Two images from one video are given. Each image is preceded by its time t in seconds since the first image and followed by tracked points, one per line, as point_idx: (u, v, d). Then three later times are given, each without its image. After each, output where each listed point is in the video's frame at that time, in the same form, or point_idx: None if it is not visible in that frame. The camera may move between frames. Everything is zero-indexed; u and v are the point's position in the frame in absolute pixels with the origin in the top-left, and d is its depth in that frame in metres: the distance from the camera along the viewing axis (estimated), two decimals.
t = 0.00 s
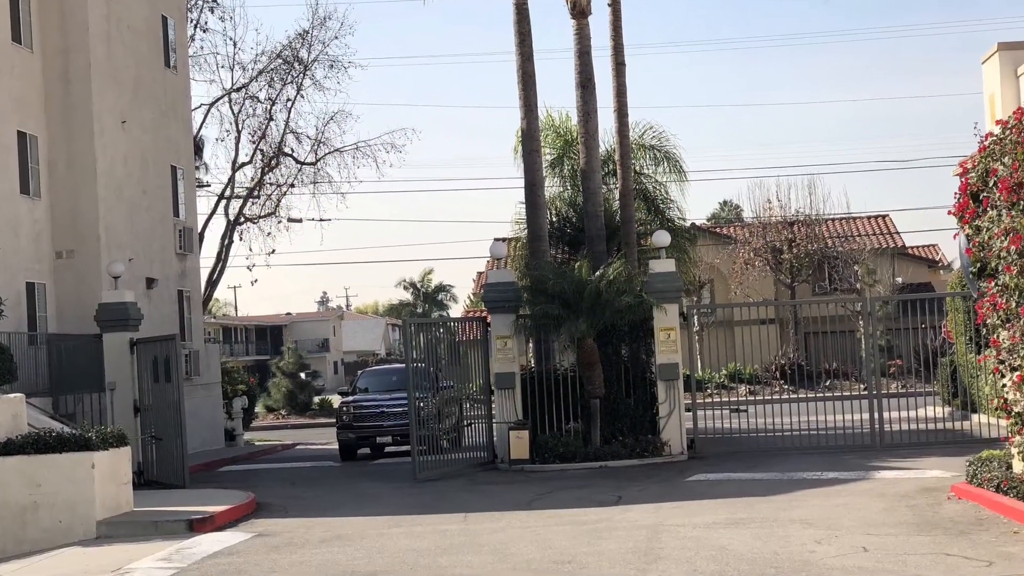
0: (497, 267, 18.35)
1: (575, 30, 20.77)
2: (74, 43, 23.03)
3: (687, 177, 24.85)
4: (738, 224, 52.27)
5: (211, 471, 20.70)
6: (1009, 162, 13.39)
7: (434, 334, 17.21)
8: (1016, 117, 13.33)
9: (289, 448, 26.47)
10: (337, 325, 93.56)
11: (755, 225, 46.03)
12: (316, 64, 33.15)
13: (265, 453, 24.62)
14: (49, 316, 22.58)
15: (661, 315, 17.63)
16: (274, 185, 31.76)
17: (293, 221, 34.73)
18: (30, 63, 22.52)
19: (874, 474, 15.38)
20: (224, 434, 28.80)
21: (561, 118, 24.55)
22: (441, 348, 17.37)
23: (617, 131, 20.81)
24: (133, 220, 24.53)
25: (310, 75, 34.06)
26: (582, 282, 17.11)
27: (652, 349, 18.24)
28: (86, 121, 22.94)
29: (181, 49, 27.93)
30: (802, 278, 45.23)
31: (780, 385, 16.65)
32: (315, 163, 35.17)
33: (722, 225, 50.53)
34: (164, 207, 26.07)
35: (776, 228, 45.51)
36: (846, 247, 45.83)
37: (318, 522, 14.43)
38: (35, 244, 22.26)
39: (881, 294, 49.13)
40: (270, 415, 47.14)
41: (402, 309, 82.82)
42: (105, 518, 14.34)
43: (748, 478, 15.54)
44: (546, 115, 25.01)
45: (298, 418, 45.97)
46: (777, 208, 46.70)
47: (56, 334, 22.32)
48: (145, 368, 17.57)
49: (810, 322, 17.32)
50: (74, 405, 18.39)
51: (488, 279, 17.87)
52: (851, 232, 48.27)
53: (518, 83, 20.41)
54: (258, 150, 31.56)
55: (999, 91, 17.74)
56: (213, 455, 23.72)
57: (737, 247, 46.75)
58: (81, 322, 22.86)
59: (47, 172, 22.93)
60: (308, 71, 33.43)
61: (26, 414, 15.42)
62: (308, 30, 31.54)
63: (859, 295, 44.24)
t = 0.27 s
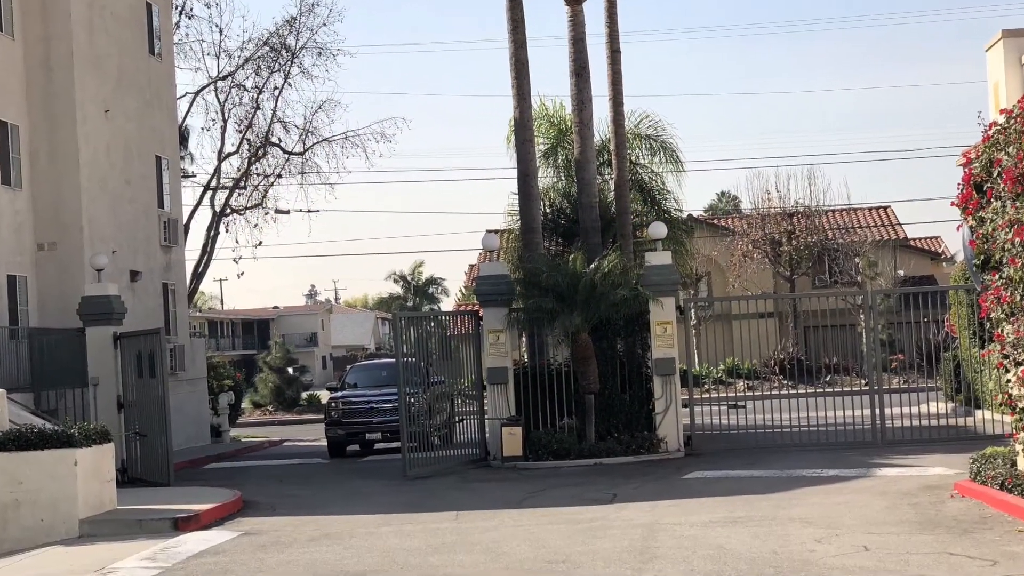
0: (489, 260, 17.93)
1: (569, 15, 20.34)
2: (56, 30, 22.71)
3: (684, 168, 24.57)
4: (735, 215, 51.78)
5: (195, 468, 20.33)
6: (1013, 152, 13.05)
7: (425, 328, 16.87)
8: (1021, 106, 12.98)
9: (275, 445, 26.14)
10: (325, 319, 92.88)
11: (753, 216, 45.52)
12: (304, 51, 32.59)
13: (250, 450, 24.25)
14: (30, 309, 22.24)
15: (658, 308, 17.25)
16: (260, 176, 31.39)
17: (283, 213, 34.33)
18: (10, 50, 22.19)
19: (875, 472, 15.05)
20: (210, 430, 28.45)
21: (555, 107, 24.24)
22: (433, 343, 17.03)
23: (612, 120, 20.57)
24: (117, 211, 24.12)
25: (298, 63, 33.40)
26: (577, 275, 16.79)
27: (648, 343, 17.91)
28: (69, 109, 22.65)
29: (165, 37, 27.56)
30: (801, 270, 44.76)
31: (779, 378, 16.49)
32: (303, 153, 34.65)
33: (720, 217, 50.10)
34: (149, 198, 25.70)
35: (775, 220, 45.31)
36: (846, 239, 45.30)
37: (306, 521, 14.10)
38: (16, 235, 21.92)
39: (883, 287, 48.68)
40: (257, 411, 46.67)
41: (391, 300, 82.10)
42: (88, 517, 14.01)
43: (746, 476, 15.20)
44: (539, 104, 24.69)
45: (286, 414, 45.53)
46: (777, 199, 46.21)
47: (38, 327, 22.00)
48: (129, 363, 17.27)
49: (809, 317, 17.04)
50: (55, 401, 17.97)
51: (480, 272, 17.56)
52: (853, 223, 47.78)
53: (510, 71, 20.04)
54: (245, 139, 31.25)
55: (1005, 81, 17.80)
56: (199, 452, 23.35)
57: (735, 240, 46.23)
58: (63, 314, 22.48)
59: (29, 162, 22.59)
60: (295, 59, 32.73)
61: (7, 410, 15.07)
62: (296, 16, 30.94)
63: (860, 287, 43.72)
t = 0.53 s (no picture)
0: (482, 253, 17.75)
1: None
2: (38, 17, 22.38)
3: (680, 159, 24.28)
4: (734, 206, 51.26)
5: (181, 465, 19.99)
6: (1018, 142, 12.71)
7: (416, 322, 16.64)
8: None
9: (262, 442, 25.81)
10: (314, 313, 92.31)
11: (752, 208, 44.93)
12: (293, 39, 32.05)
13: (237, 447, 23.90)
14: (12, 303, 21.89)
15: (655, 302, 17.03)
16: (247, 167, 31.08)
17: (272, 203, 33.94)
18: None
19: (876, 469, 14.72)
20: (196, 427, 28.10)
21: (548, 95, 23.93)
22: (424, 337, 16.78)
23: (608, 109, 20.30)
24: (100, 202, 23.72)
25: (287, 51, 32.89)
26: (571, 269, 16.52)
27: (644, 338, 17.59)
28: (51, 98, 22.32)
29: (149, 25, 27.17)
30: (801, 263, 44.22)
31: (779, 373, 16.24)
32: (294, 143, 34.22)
33: (717, 209, 49.64)
34: (134, 188, 25.30)
35: (773, 212, 44.26)
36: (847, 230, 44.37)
37: (294, 519, 13.80)
38: None
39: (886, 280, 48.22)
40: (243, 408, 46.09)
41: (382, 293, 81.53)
42: (71, 515, 13.69)
43: (744, 473, 14.88)
44: (533, 93, 24.38)
45: (272, 410, 45.01)
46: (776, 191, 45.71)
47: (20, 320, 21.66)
48: (113, 358, 17.03)
49: (808, 310, 16.72)
50: (38, 397, 17.34)
51: (473, 264, 17.31)
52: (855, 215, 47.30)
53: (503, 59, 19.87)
54: (231, 129, 30.90)
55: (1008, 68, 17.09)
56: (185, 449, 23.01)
57: (733, 231, 45.61)
58: (47, 307, 22.12)
59: (11, 153, 22.25)
60: (284, 46, 32.21)
61: None
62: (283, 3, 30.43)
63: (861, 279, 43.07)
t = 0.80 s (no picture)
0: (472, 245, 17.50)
1: None
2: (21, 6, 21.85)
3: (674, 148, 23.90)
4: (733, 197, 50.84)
5: (168, 462, 19.69)
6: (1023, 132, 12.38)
7: (407, 316, 16.38)
8: None
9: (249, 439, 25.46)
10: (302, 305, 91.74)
11: (751, 199, 44.46)
12: (280, 26, 31.72)
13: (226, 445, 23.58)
14: None
15: (649, 294, 16.78)
16: (233, 157, 30.79)
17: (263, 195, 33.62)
18: None
19: (877, 467, 14.42)
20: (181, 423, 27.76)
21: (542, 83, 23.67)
22: (415, 330, 16.51)
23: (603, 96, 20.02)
24: (84, 194, 23.20)
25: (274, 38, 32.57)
26: (565, 261, 16.25)
27: (640, 332, 17.28)
28: (33, 89, 21.78)
29: (134, 12, 26.66)
30: (800, 256, 43.75)
31: (777, 368, 16.00)
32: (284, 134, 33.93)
33: (715, 200, 49.22)
34: (118, 180, 24.82)
35: (772, 202, 43.82)
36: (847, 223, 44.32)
37: (283, 517, 13.50)
38: None
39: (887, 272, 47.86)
40: (230, 403, 45.66)
41: (372, 288, 80.93)
42: (54, 514, 13.38)
43: (742, 471, 14.58)
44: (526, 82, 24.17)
45: (260, 406, 44.62)
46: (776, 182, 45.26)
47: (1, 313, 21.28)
48: (97, 353, 16.83)
49: (807, 302, 16.43)
50: (20, 392, 16.76)
51: (466, 257, 17.08)
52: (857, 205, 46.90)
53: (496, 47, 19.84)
54: (217, 118, 30.61)
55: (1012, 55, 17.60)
56: (171, 446, 22.71)
57: (731, 223, 45.13)
58: (28, 298, 21.75)
59: None
60: (271, 34, 31.90)
61: None
62: None
63: (862, 272, 42.77)
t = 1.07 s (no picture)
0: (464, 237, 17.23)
1: None
2: None
3: (673, 136, 23.83)
4: (731, 188, 50.46)
5: (153, 459, 19.41)
6: None
7: (397, 311, 16.04)
8: None
9: (236, 435, 25.17)
10: (289, 300, 91.37)
11: (749, 190, 44.00)
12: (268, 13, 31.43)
13: (211, 442, 23.30)
14: None
15: (646, 287, 16.56)
16: (220, 147, 30.52)
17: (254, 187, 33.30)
18: None
19: (879, 464, 14.12)
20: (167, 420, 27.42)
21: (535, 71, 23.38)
22: (406, 324, 16.17)
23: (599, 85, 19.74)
24: (68, 184, 22.87)
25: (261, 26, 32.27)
26: (560, 255, 16.00)
27: (636, 327, 17.02)
28: (15, 78, 21.46)
29: None
30: (800, 249, 43.21)
31: (777, 363, 15.50)
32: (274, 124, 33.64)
33: (712, 191, 48.84)
34: (103, 171, 24.49)
35: (771, 194, 43.27)
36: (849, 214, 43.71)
37: (271, 516, 13.22)
38: None
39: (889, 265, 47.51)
40: (217, 399, 45.32)
41: (362, 282, 80.23)
42: (37, 512, 13.10)
43: (741, 468, 14.29)
44: (520, 71, 23.86)
45: (247, 403, 44.23)
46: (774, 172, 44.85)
47: None
48: (81, 348, 16.55)
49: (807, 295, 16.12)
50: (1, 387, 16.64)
51: (457, 250, 16.80)
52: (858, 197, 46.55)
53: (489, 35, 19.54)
54: (205, 108, 30.31)
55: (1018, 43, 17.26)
56: (157, 442, 22.44)
57: (730, 215, 44.68)
58: (11, 291, 21.34)
59: None
60: (259, 22, 31.61)
61: None
62: None
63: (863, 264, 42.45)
